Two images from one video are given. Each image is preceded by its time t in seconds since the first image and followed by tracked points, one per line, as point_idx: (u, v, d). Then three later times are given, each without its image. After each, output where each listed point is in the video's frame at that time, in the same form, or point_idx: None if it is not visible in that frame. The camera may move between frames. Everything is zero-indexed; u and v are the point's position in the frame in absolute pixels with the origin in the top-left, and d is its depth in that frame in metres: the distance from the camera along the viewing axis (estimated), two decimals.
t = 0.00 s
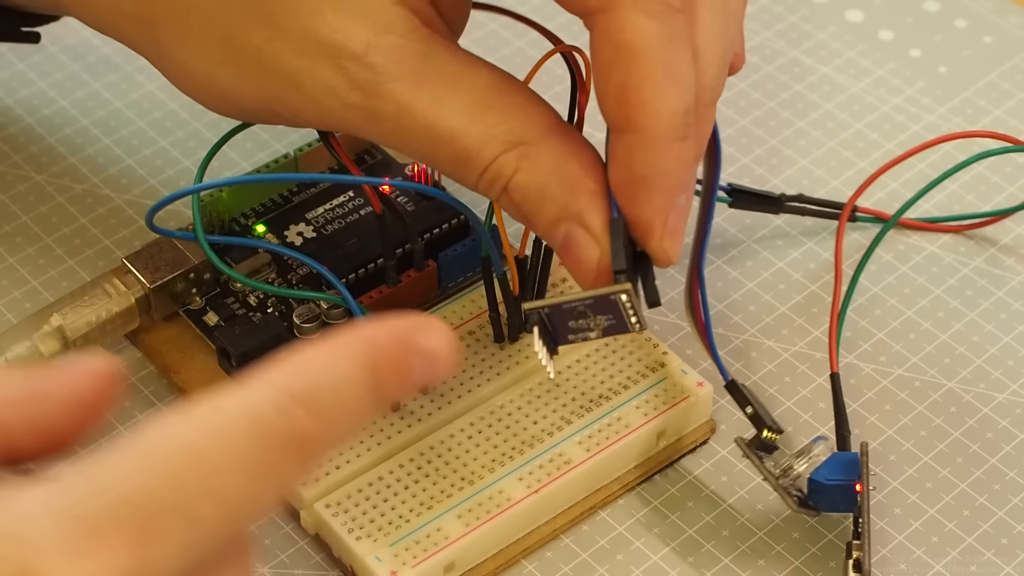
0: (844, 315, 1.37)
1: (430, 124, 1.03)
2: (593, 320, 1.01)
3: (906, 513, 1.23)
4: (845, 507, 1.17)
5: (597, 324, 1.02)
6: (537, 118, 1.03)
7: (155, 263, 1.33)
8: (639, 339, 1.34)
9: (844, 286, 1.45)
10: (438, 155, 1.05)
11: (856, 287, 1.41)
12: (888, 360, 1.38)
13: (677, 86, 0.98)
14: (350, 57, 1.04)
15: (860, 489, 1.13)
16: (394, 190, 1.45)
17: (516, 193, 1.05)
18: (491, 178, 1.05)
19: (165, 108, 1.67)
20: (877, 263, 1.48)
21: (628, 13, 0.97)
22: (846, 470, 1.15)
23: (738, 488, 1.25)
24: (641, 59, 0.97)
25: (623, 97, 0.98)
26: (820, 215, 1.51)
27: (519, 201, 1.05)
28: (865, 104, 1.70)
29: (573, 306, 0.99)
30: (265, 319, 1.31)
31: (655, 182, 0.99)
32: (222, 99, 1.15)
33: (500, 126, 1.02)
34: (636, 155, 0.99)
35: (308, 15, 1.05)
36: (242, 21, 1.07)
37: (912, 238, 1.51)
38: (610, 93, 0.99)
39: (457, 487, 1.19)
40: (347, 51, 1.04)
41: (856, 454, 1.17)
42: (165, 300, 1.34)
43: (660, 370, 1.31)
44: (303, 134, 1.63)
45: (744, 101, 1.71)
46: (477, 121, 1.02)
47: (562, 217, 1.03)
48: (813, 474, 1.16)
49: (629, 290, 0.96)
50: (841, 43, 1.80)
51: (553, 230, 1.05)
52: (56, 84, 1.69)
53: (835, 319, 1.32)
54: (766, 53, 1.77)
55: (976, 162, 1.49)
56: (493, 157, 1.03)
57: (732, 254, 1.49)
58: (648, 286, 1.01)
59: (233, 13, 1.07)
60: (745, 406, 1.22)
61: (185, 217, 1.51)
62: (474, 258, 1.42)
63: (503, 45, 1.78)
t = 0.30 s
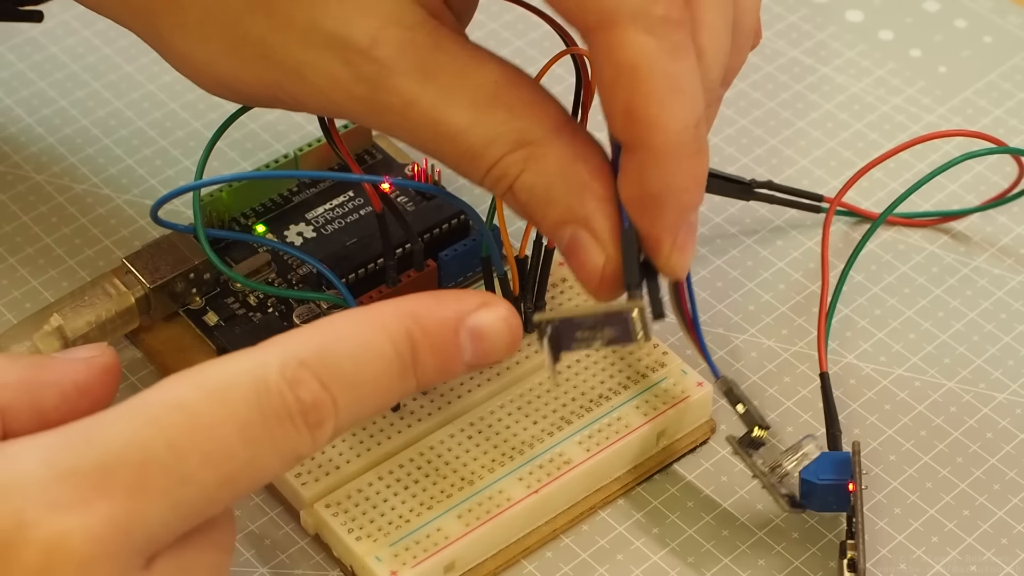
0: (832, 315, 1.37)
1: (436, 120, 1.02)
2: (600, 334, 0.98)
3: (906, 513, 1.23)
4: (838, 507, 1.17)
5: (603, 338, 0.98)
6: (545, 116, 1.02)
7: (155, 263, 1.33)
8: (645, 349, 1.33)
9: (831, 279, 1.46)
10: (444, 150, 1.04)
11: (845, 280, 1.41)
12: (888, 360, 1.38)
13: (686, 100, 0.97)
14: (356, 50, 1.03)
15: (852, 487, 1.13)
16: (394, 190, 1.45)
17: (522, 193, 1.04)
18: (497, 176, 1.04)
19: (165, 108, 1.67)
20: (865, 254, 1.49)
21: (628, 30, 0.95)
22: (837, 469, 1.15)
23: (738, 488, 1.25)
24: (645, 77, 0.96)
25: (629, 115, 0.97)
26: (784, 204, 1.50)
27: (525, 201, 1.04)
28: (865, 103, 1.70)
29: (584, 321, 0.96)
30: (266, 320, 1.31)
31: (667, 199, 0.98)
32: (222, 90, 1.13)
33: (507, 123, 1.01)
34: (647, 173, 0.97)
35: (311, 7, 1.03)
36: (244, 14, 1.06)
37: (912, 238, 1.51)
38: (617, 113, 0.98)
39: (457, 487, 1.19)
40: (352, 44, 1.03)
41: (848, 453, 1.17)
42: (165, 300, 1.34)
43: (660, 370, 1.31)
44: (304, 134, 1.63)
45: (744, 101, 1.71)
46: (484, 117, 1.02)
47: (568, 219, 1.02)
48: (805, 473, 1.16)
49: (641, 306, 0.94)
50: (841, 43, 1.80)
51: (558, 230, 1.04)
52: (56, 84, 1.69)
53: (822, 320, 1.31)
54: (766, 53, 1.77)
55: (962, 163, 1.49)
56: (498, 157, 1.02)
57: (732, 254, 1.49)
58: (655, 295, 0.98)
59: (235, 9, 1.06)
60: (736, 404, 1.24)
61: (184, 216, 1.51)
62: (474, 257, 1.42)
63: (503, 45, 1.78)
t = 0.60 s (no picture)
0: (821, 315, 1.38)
1: (425, 143, 1.02)
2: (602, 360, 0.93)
3: (906, 513, 1.23)
4: (831, 506, 1.17)
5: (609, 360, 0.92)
6: (535, 134, 1.01)
7: (155, 263, 1.34)
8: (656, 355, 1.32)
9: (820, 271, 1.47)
10: (436, 171, 1.04)
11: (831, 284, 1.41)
12: (888, 360, 1.38)
13: (679, 133, 0.96)
14: (339, 80, 1.03)
15: (846, 487, 1.13)
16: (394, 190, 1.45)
17: (515, 212, 1.03)
18: (490, 195, 1.04)
19: (165, 108, 1.67)
20: (855, 248, 1.50)
21: (611, 73, 0.94)
22: (830, 468, 1.15)
23: (738, 488, 1.25)
24: (631, 118, 0.95)
25: (621, 155, 0.96)
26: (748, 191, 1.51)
27: (519, 219, 1.04)
28: (865, 103, 1.70)
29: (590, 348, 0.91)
30: (265, 320, 1.31)
31: (666, 229, 0.98)
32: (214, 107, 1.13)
33: (497, 144, 1.00)
34: (642, 208, 0.97)
35: (290, 40, 1.03)
36: (224, 44, 1.06)
37: (912, 238, 1.51)
38: (608, 151, 0.97)
39: (457, 487, 1.19)
40: (335, 74, 1.03)
41: (840, 453, 1.17)
42: (165, 300, 1.34)
43: (660, 370, 1.31)
44: (303, 134, 1.63)
45: (744, 101, 1.71)
46: (471, 140, 1.01)
47: (561, 238, 1.01)
48: (799, 473, 1.16)
49: (650, 334, 0.90)
50: (841, 43, 1.80)
51: (553, 248, 1.03)
52: (56, 84, 1.69)
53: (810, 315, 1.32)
54: (766, 53, 1.77)
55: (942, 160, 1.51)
56: (490, 177, 1.02)
57: (732, 254, 1.49)
58: (657, 314, 0.96)
59: (215, 38, 1.06)
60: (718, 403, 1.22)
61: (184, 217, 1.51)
62: (474, 257, 1.42)
63: (502, 45, 1.78)
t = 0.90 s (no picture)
0: (817, 311, 1.38)
1: (433, 148, 1.02)
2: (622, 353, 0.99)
3: (906, 513, 1.23)
4: (823, 505, 1.17)
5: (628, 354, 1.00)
6: (541, 137, 1.02)
7: (155, 263, 1.33)
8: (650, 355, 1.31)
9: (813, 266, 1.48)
10: (444, 175, 1.04)
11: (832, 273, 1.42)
12: (888, 360, 1.38)
13: (684, 127, 0.97)
14: (340, 86, 1.03)
15: (841, 486, 1.13)
16: (394, 190, 1.45)
17: (527, 216, 1.05)
18: (500, 200, 1.05)
19: (165, 108, 1.67)
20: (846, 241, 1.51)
21: (613, 72, 0.94)
22: (825, 467, 1.15)
23: (738, 488, 1.25)
24: (635, 117, 0.95)
25: (627, 154, 0.97)
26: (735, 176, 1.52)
27: (530, 222, 1.06)
28: (865, 104, 1.70)
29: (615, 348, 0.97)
30: (265, 320, 1.31)
31: (675, 222, 1.00)
32: (214, 107, 1.13)
33: (503, 151, 1.01)
34: (650, 202, 0.99)
35: (290, 46, 1.03)
36: (224, 49, 1.05)
37: (912, 239, 1.51)
38: (613, 149, 0.98)
39: (458, 487, 1.19)
40: (336, 81, 1.03)
41: (834, 452, 1.17)
42: (165, 300, 1.34)
43: (660, 370, 1.31)
44: (303, 134, 1.63)
45: (744, 101, 1.71)
46: (478, 146, 1.01)
47: (576, 239, 1.05)
48: (793, 471, 1.16)
49: (665, 337, 0.94)
50: (841, 43, 1.80)
51: (569, 247, 1.06)
52: (56, 84, 1.69)
53: (805, 315, 1.32)
54: (766, 53, 1.77)
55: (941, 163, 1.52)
56: (498, 182, 1.03)
57: (733, 254, 1.49)
58: (672, 305, 1.00)
59: (213, 44, 1.05)
60: (728, 375, 1.24)
61: (185, 217, 1.51)
62: (474, 257, 1.42)
63: (503, 45, 1.79)
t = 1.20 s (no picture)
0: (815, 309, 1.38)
1: (436, 143, 1.02)
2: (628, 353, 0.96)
3: (906, 513, 1.23)
4: (823, 504, 1.17)
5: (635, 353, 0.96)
6: (545, 132, 1.02)
7: (155, 262, 1.33)
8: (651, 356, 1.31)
9: (812, 266, 1.48)
10: (447, 172, 1.04)
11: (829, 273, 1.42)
12: (888, 360, 1.38)
13: (694, 122, 0.97)
14: (344, 82, 1.03)
15: (839, 485, 1.13)
16: (394, 190, 1.45)
17: (531, 212, 1.05)
18: (504, 196, 1.04)
19: (165, 108, 1.67)
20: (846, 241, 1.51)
21: (626, 66, 0.94)
22: (824, 467, 1.15)
23: (738, 488, 1.25)
24: (648, 111, 0.95)
25: (638, 147, 0.97)
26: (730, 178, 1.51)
27: (534, 219, 1.05)
28: (865, 104, 1.70)
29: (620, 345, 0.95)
30: (265, 320, 1.31)
31: (684, 217, 0.99)
32: (217, 104, 1.13)
33: (508, 145, 1.01)
34: (660, 197, 0.99)
35: (296, 41, 1.03)
36: (226, 44, 1.05)
37: (912, 239, 1.51)
38: (624, 143, 0.98)
39: (457, 487, 1.19)
40: (341, 76, 1.02)
41: (833, 451, 1.17)
42: (165, 300, 1.34)
43: (660, 370, 1.31)
44: (303, 134, 1.63)
45: (744, 101, 1.71)
46: (482, 141, 1.01)
47: (580, 235, 1.03)
48: (792, 470, 1.16)
49: (675, 331, 0.92)
50: (842, 43, 1.80)
51: (572, 244, 1.05)
52: (56, 84, 1.69)
53: (803, 315, 1.32)
54: (766, 53, 1.77)
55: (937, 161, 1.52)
56: (503, 178, 1.02)
57: (733, 254, 1.49)
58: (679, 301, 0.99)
59: (217, 39, 1.05)
60: (726, 376, 1.25)
61: (185, 217, 1.51)
62: (474, 257, 1.42)
63: (503, 45, 1.78)
